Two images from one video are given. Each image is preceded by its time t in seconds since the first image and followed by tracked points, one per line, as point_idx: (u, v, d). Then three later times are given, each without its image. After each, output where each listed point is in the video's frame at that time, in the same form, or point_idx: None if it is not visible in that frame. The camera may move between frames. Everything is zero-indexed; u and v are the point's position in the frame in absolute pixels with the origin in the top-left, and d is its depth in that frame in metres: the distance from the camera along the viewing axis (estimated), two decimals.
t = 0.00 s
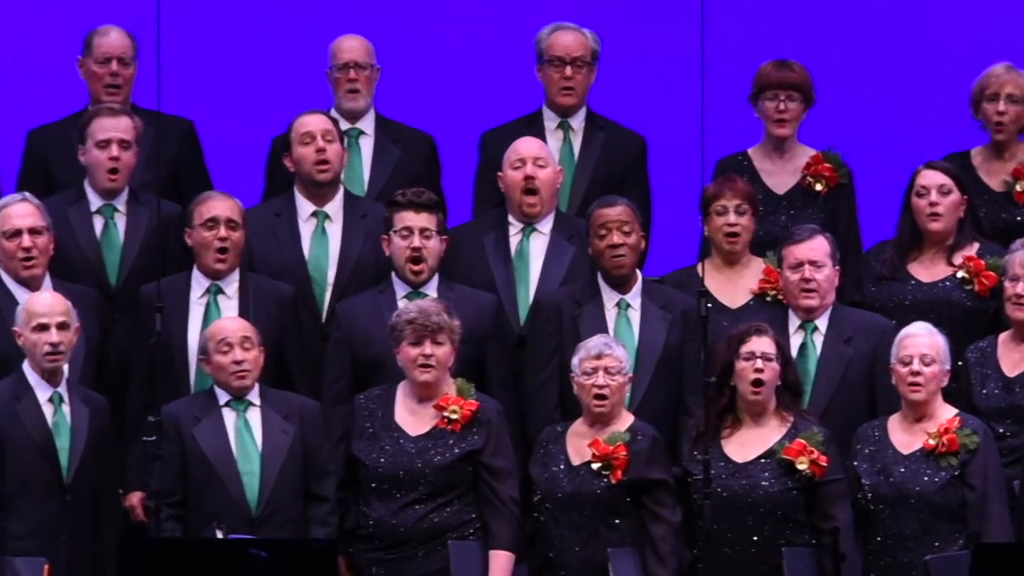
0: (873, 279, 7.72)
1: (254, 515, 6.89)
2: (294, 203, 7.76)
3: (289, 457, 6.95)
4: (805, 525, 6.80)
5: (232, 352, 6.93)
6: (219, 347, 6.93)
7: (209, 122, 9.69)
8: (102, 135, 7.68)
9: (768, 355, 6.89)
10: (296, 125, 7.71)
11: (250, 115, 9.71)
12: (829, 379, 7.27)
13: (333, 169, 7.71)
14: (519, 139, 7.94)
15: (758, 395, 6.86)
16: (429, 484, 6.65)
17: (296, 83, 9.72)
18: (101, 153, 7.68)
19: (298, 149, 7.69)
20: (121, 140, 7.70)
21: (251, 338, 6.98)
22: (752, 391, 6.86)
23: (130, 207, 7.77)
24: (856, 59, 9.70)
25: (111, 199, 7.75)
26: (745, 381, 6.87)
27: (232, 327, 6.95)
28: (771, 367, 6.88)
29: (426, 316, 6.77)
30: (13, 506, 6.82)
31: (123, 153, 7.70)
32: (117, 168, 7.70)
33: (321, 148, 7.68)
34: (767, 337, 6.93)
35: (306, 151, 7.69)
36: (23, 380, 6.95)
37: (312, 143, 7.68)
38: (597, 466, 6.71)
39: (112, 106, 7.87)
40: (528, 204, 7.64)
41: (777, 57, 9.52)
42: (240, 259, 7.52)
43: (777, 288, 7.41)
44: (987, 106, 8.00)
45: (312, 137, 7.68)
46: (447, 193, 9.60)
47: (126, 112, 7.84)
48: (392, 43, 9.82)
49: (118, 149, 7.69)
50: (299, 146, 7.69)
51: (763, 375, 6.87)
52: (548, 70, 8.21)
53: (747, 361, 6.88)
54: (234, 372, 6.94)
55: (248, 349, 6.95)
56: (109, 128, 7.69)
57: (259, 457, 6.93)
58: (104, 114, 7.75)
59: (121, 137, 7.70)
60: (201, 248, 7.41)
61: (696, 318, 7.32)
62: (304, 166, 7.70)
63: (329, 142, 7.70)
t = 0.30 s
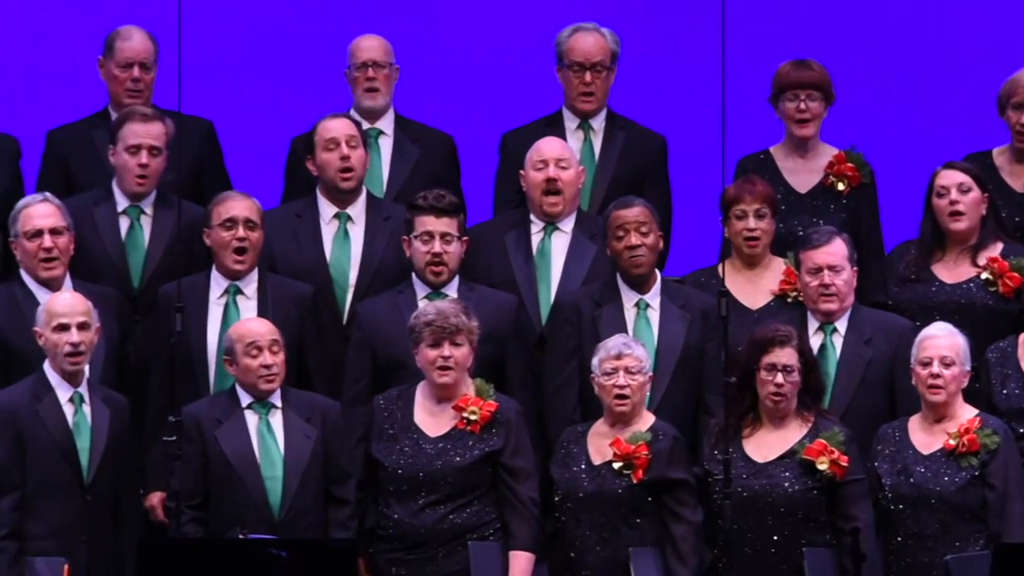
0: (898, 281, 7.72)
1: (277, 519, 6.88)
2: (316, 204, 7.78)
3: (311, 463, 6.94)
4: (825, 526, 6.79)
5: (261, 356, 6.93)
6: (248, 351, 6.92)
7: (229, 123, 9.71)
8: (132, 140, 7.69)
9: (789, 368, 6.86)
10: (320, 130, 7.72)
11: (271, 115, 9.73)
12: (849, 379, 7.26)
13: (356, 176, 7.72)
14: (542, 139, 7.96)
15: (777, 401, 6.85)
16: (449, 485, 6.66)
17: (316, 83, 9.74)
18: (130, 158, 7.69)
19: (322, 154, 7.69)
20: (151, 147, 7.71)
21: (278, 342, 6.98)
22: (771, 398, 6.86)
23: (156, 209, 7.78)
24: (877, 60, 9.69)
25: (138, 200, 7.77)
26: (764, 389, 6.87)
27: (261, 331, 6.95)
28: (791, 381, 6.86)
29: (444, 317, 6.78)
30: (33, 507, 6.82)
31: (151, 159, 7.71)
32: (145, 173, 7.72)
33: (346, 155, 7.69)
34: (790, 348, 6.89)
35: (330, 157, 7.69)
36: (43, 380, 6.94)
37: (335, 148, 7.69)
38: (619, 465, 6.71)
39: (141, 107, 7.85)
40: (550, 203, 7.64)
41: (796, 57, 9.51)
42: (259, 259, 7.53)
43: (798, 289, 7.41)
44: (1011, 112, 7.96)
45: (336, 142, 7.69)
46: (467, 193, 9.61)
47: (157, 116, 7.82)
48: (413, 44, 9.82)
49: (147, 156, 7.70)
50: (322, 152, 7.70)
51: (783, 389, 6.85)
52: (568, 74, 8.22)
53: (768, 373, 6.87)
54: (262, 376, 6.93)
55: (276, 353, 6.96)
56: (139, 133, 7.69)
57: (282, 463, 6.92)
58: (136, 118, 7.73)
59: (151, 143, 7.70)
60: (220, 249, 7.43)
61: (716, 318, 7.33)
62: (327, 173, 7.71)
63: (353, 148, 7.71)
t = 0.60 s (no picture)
0: (919, 280, 7.70)
1: (300, 520, 6.92)
2: (335, 205, 7.79)
3: (332, 463, 6.97)
4: (844, 526, 6.81)
5: (280, 356, 6.95)
6: (267, 351, 6.94)
7: (248, 124, 9.72)
8: (153, 140, 7.69)
9: (811, 369, 6.87)
10: (337, 131, 7.72)
11: (289, 115, 9.74)
12: (867, 379, 7.27)
13: (374, 175, 7.72)
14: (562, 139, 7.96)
15: (798, 402, 6.85)
16: (467, 486, 6.66)
17: (334, 84, 9.74)
18: (152, 159, 7.70)
19: (339, 156, 7.70)
20: (172, 148, 7.71)
21: (292, 340, 7.01)
22: (793, 400, 6.86)
23: (177, 209, 7.80)
24: (895, 60, 9.69)
25: (158, 200, 7.79)
26: (785, 392, 6.86)
27: (277, 330, 6.97)
28: (812, 384, 6.86)
29: (460, 318, 6.76)
30: (51, 508, 6.84)
31: (172, 160, 7.72)
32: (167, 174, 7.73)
33: (363, 157, 7.70)
34: (812, 350, 6.89)
35: (347, 158, 7.70)
36: (61, 381, 6.95)
37: (353, 150, 7.69)
38: (638, 466, 6.72)
39: (162, 107, 7.85)
40: (568, 206, 7.64)
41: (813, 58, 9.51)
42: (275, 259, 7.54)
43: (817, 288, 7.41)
44: None
45: (353, 144, 7.69)
46: (485, 193, 9.62)
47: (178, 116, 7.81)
48: (431, 44, 9.84)
49: (169, 156, 7.71)
50: (339, 153, 7.71)
51: (803, 391, 6.85)
52: (586, 74, 8.22)
53: (789, 375, 6.86)
54: (283, 376, 6.95)
55: (292, 351, 6.99)
56: (161, 134, 7.70)
57: (304, 464, 6.95)
58: (157, 119, 7.74)
59: (172, 144, 7.71)
60: (235, 250, 7.44)
61: (732, 318, 7.33)
62: (345, 173, 7.72)
63: (370, 149, 7.71)
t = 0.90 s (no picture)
0: (946, 280, 7.68)
1: (324, 519, 6.93)
2: (359, 205, 7.79)
3: (355, 460, 6.99)
4: (869, 526, 6.80)
5: (299, 352, 6.98)
6: (286, 348, 6.98)
7: (272, 124, 9.73)
8: (174, 136, 7.72)
9: (837, 365, 6.90)
10: (363, 132, 7.72)
11: (313, 115, 9.75)
12: (891, 378, 7.26)
13: (398, 179, 7.72)
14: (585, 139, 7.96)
15: (823, 401, 6.87)
16: (490, 485, 6.66)
17: (358, 84, 9.75)
18: (174, 155, 7.72)
19: (364, 157, 7.71)
20: (194, 142, 7.73)
21: (313, 338, 7.04)
22: (818, 399, 6.87)
23: (200, 209, 7.81)
24: (920, 60, 9.67)
25: (182, 200, 7.79)
26: (812, 389, 6.88)
27: (294, 328, 7.01)
28: (838, 378, 6.89)
29: (486, 316, 6.78)
30: (76, 508, 6.84)
31: (195, 155, 7.74)
32: (189, 170, 7.74)
33: (388, 159, 7.69)
34: (839, 345, 6.93)
35: (372, 160, 7.70)
36: (84, 381, 6.94)
37: (378, 152, 7.70)
38: (662, 466, 6.71)
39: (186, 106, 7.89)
40: (592, 208, 7.65)
41: (838, 57, 9.50)
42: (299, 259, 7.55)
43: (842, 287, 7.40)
44: None
45: (378, 145, 7.69)
46: (509, 193, 9.61)
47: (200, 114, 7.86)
48: (456, 44, 9.84)
49: (191, 151, 7.72)
50: (365, 154, 7.71)
51: (829, 386, 6.87)
52: (610, 72, 8.20)
53: (815, 369, 6.89)
54: (303, 372, 6.98)
55: (312, 348, 7.01)
56: (182, 129, 7.73)
57: (327, 461, 6.97)
58: (178, 116, 7.78)
59: (194, 138, 7.73)
60: (259, 247, 7.45)
61: (755, 317, 7.33)
62: (370, 175, 7.72)
63: (395, 151, 7.71)
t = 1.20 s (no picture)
0: (967, 279, 7.71)
1: (348, 517, 6.91)
2: (381, 205, 7.79)
3: (380, 461, 6.97)
4: (892, 526, 6.79)
5: (323, 349, 7.00)
6: (309, 346, 6.99)
7: (294, 124, 9.74)
8: (193, 136, 7.73)
9: (860, 361, 6.90)
10: (386, 132, 7.73)
11: (335, 116, 9.76)
12: (913, 377, 7.25)
13: (420, 179, 7.73)
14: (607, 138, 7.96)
15: (845, 399, 6.87)
16: (512, 485, 6.66)
17: (381, 84, 9.76)
18: (192, 155, 7.74)
19: (387, 157, 7.71)
20: (213, 143, 7.74)
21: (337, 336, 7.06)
22: (840, 397, 6.87)
23: (220, 209, 7.83)
24: (943, 59, 9.66)
25: (202, 200, 7.81)
26: (833, 385, 6.88)
27: (318, 326, 7.04)
28: (861, 374, 6.89)
29: (508, 315, 6.79)
30: (98, 508, 6.82)
31: (214, 156, 7.75)
32: (208, 171, 7.76)
33: (410, 159, 7.70)
34: (862, 342, 6.94)
35: (395, 160, 7.71)
36: (105, 381, 6.94)
37: (400, 152, 7.70)
38: (683, 466, 6.70)
39: (204, 107, 7.89)
40: (613, 207, 7.64)
41: (859, 57, 9.49)
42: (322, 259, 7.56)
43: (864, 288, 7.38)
44: None
45: (401, 145, 7.70)
46: (531, 193, 9.61)
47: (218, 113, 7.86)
48: (479, 44, 9.84)
49: (209, 152, 7.74)
50: (388, 154, 7.71)
51: (852, 381, 6.88)
52: (635, 71, 8.20)
53: (838, 365, 6.90)
54: (327, 369, 6.98)
55: (336, 346, 7.02)
56: (201, 129, 7.73)
57: (352, 459, 6.95)
58: (197, 117, 7.77)
59: (213, 139, 7.74)
60: (283, 247, 7.45)
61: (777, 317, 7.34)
62: (393, 175, 7.72)
63: (417, 151, 7.72)
